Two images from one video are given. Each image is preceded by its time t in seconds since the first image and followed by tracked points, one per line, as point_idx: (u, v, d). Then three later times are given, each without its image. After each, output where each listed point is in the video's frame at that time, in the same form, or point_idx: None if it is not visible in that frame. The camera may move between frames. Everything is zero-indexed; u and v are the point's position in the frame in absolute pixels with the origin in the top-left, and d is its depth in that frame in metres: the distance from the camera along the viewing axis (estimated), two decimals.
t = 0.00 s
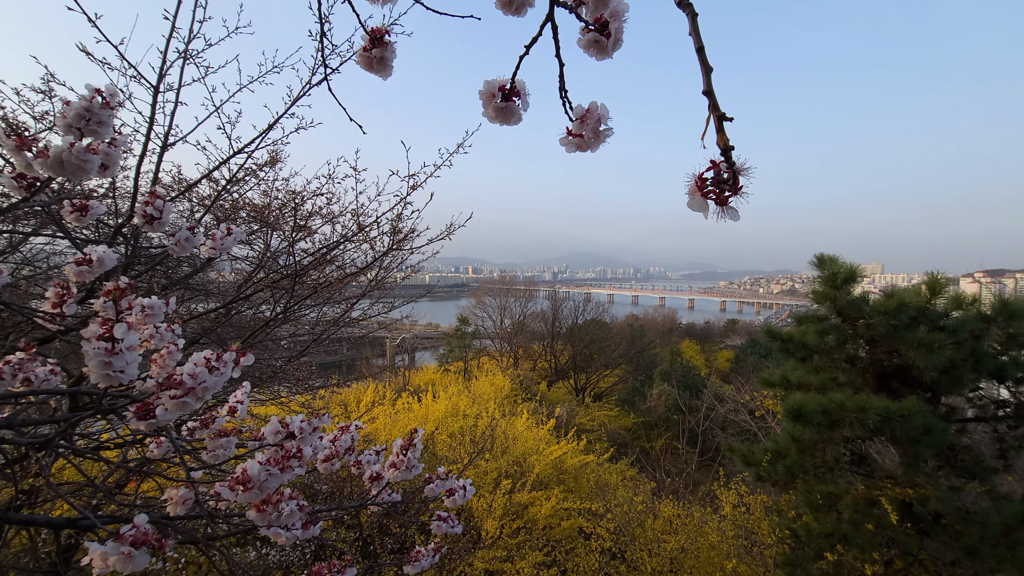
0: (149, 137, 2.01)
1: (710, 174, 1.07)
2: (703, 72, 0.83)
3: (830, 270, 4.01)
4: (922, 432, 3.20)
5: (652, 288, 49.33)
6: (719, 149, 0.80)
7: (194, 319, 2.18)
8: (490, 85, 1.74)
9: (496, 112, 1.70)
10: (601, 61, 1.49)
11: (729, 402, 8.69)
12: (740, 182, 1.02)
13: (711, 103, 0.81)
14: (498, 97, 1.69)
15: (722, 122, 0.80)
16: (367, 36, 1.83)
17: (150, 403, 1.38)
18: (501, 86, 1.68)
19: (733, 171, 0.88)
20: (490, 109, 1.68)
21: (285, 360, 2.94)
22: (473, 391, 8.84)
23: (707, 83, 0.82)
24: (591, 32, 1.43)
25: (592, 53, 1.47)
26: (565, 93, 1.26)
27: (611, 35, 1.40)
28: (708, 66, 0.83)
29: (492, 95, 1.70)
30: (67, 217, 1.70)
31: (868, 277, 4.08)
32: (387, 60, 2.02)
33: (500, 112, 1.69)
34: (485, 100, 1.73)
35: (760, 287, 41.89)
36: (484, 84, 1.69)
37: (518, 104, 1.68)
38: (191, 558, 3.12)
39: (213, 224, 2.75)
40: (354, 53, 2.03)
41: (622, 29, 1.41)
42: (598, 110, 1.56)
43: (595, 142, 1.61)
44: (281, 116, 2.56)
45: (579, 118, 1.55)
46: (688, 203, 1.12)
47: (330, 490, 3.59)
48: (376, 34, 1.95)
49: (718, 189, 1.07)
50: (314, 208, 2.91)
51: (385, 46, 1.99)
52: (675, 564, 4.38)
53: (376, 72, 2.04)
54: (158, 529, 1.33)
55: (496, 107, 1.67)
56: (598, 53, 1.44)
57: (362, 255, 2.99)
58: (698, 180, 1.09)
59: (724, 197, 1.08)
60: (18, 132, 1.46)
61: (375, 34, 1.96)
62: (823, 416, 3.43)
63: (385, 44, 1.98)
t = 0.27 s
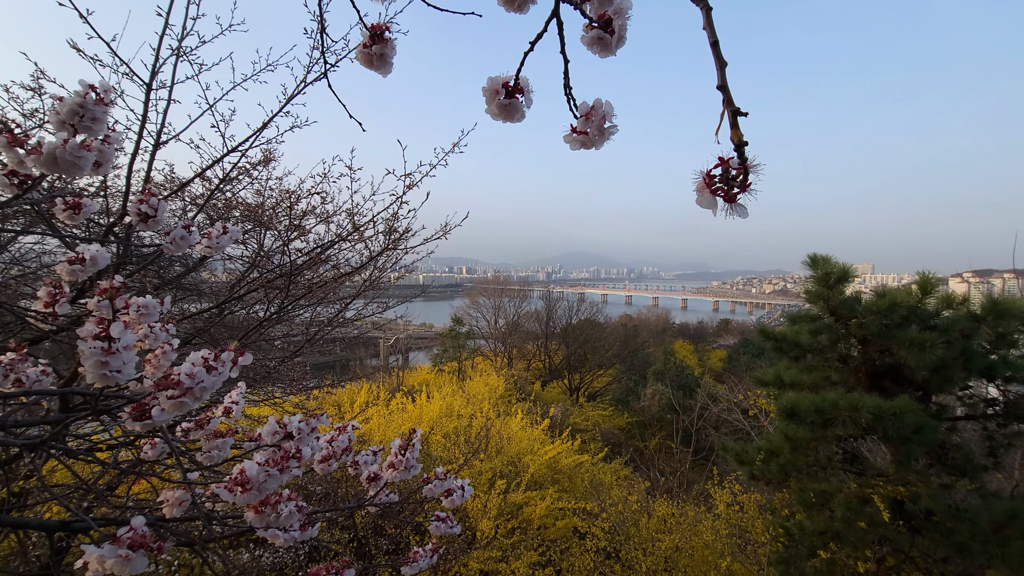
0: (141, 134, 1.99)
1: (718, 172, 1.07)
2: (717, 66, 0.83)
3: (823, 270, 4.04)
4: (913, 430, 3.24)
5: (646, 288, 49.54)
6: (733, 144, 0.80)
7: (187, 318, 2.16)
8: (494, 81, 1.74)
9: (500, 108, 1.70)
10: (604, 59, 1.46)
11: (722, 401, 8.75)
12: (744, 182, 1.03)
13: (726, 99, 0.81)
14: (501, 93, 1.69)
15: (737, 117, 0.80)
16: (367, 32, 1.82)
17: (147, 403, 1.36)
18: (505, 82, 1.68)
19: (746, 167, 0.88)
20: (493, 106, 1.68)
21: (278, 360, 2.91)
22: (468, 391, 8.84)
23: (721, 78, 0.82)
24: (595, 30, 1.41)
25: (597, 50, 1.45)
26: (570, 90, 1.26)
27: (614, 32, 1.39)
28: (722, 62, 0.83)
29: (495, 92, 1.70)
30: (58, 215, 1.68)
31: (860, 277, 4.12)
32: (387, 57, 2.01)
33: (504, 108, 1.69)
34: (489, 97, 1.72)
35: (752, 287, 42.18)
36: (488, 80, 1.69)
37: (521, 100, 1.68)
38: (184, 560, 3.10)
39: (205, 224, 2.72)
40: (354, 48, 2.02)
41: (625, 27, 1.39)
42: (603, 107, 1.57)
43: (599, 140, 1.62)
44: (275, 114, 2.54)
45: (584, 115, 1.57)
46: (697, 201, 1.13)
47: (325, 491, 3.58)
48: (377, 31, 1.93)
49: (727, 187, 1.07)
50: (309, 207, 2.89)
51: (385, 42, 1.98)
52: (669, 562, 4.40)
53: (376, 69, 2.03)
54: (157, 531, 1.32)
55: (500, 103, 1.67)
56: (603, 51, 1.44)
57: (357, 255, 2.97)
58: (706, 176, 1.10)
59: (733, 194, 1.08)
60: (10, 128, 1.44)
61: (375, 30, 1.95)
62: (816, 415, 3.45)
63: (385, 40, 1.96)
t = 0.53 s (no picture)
0: (144, 135, 1.99)
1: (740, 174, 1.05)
2: (748, 71, 0.82)
3: (822, 271, 4.06)
4: (911, 430, 3.25)
5: (643, 288, 49.62)
6: (762, 149, 0.79)
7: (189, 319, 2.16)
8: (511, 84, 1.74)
9: (516, 110, 1.70)
10: (620, 61, 1.51)
11: (720, 401, 8.77)
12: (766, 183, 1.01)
13: (757, 103, 0.80)
14: (518, 96, 1.69)
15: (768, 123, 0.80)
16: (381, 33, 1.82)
17: (159, 404, 1.36)
18: (522, 84, 1.68)
19: (772, 173, 0.88)
20: (510, 108, 1.69)
21: (278, 360, 2.90)
22: (466, 391, 8.85)
23: (753, 83, 0.81)
24: (611, 32, 1.45)
25: (611, 52, 1.51)
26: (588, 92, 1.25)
27: (629, 35, 1.41)
28: (753, 67, 0.83)
29: (512, 94, 1.70)
30: (66, 215, 1.68)
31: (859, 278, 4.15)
32: (400, 58, 2.01)
33: (521, 111, 1.69)
34: (506, 99, 1.73)
35: (750, 287, 42.30)
36: (504, 83, 1.70)
37: (538, 103, 1.68)
38: (183, 561, 3.09)
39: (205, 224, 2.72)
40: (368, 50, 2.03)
41: (640, 30, 1.39)
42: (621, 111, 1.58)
43: (617, 142, 1.61)
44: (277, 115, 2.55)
45: (602, 118, 1.57)
46: (720, 203, 1.10)
47: (324, 492, 3.58)
48: (390, 32, 1.93)
49: (750, 189, 1.05)
50: (309, 207, 2.89)
51: (398, 44, 1.98)
52: (668, 562, 4.41)
53: (389, 70, 2.04)
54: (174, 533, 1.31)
55: (517, 105, 1.67)
56: (618, 54, 1.49)
57: (357, 256, 2.97)
58: (727, 180, 1.08)
59: (755, 196, 1.06)
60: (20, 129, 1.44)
61: (388, 32, 1.95)
62: (815, 415, 3.46)
63: (398, 41, 1.96)
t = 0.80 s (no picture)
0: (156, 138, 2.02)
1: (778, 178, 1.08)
2: (798, 79, 0.83)
3: (825, 271, 4.06)
4: (915, 429, 3.26)
5: (643, 288, 49.61)
6: (811, 155, 0.81)
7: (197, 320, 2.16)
8: (539, 89, 1.78)
9: (546, 114, 1.73)
10: (645, 65, 1.54)
11: (720, 401, 8.78)
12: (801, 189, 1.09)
13: (806, 111, 0.82)
14: (547, 100, 1.72)
15: (815, 133, 0.81)
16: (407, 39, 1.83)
17: (183, 404, 1.39)
18: (552, 89, 1.72)
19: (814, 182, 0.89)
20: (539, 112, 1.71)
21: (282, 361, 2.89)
22: (466, 391, 8.85)
23: (804, 90, 0.82)
24: (638, 37, 1.47)
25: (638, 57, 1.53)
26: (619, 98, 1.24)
27: (657, 40, 1.45)
28: (804, 74, 0.84)
29: (542, 99, 1.74)
30: (87, 217, 1.68)
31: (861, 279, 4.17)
32: (422, 61, 2.03)
33: (551, 115, 1.72)
34: (535, 104, 1.76)
35: (749, 287, 42.32)
36: (535, 88, 1.73)
37: (567, 107, 1.71)
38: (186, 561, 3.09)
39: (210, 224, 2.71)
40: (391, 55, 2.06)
41: (668, 34, 1.44)
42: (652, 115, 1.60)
43: (646, 146, 1.63)
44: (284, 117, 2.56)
45: (632, 122, 1.60)
46: (757, 207, 1.14)
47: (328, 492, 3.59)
48: (415, 36, 1.95)
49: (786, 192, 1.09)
50: (313, 208, 2.89)
51: (422, 48, 2.00)
52: (670, 561, 4.42)
53: (412, 73, 2.05)
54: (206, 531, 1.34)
55: (547, 111, 1.71)
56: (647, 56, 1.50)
57: (362, 257, 2.99)
58: (762, 185, 1.12)
59: (791, 199, 1.10)
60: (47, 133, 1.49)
61: (412, 35, 1.96)
62: (819, 414, 3.47)
63: (422, 45, 1.98)
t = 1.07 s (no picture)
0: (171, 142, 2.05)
1: (801, 185, 1.19)
2: (827, 95, 0.86)
3: (827, 271, 4.08)
4: (916, 429, 3.27)
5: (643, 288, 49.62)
6: (838, 167, 0.83)
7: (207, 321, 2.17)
8: (563, 97, 1.82)
9: (572, 122, 1.79)
10: (666, 74, 1.64)
11: (721, 401, 8.79)
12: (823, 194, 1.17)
13: (835, 125, 0.85)
14: (574, 108, 1.78)
15: (842, 146, 0.84)
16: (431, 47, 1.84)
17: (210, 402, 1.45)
18: (578, 97, 1.77)
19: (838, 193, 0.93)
20: (566, 121, 1.77)
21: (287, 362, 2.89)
22: (467, 391, 8.87)
23: (832, 106, 0.85)
24: (659, 47, 1.58)
25: (659, 67, 1.65)
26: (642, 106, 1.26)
27: (678, 50, 1.55)
28: (833, 91, 0.87)
29: (568, 107, 1.79)
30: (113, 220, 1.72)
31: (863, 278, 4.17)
32: (447, 69, 2.03)
33: (576, 122, 1.78)
34: (561, 111, 1.82)
35: (749, 287, 42.33)
36: (561, 96, 1.78)
37: (592, 115, 1.78)
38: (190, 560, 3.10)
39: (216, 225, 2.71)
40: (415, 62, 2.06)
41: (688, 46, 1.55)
42: (676, 125, 1.67)
43: (669, 153, 1.70)
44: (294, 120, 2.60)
45: (658, 130, 1.66)
46: (782, 212, 1.24)
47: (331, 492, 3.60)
48: (438, 44, 1.96)
49: (809, 199, 1.19)
50: (319, 209, 2.91)
51: (445, 56, 2.01)
52: (672, 561, 4.43)
53: (435, 81, 2.06)
54: (241, 524, 1.41)
55: (573, 119, 1.76)
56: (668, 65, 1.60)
57: (368, 258, 3.02)
58: (785, 191, 1.23)
59: (813, 206, 1.20)
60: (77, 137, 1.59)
61: (436, 43, 1.98)
62: (821, 414, 3.48)
63: (446, 53, 1.99)
